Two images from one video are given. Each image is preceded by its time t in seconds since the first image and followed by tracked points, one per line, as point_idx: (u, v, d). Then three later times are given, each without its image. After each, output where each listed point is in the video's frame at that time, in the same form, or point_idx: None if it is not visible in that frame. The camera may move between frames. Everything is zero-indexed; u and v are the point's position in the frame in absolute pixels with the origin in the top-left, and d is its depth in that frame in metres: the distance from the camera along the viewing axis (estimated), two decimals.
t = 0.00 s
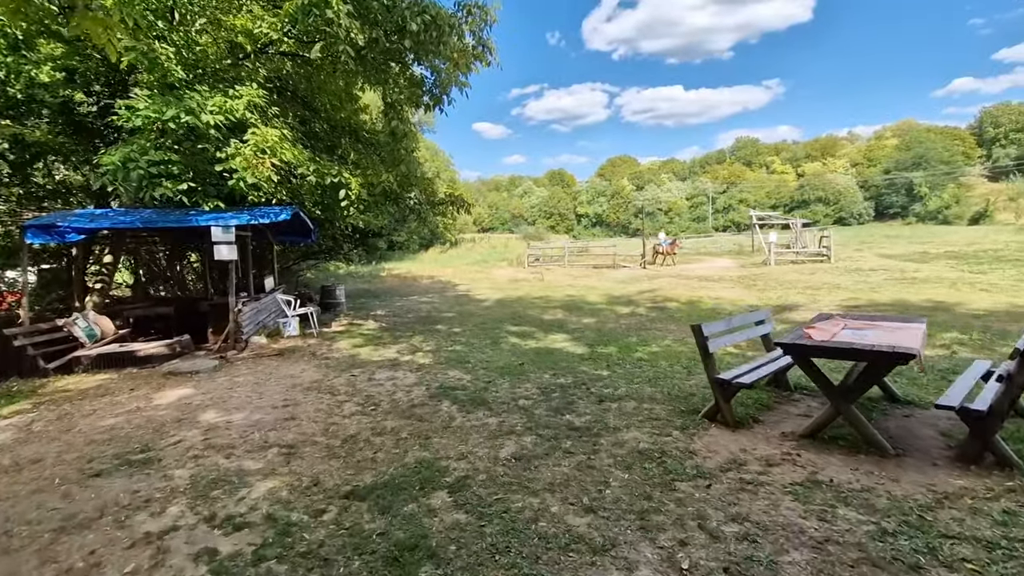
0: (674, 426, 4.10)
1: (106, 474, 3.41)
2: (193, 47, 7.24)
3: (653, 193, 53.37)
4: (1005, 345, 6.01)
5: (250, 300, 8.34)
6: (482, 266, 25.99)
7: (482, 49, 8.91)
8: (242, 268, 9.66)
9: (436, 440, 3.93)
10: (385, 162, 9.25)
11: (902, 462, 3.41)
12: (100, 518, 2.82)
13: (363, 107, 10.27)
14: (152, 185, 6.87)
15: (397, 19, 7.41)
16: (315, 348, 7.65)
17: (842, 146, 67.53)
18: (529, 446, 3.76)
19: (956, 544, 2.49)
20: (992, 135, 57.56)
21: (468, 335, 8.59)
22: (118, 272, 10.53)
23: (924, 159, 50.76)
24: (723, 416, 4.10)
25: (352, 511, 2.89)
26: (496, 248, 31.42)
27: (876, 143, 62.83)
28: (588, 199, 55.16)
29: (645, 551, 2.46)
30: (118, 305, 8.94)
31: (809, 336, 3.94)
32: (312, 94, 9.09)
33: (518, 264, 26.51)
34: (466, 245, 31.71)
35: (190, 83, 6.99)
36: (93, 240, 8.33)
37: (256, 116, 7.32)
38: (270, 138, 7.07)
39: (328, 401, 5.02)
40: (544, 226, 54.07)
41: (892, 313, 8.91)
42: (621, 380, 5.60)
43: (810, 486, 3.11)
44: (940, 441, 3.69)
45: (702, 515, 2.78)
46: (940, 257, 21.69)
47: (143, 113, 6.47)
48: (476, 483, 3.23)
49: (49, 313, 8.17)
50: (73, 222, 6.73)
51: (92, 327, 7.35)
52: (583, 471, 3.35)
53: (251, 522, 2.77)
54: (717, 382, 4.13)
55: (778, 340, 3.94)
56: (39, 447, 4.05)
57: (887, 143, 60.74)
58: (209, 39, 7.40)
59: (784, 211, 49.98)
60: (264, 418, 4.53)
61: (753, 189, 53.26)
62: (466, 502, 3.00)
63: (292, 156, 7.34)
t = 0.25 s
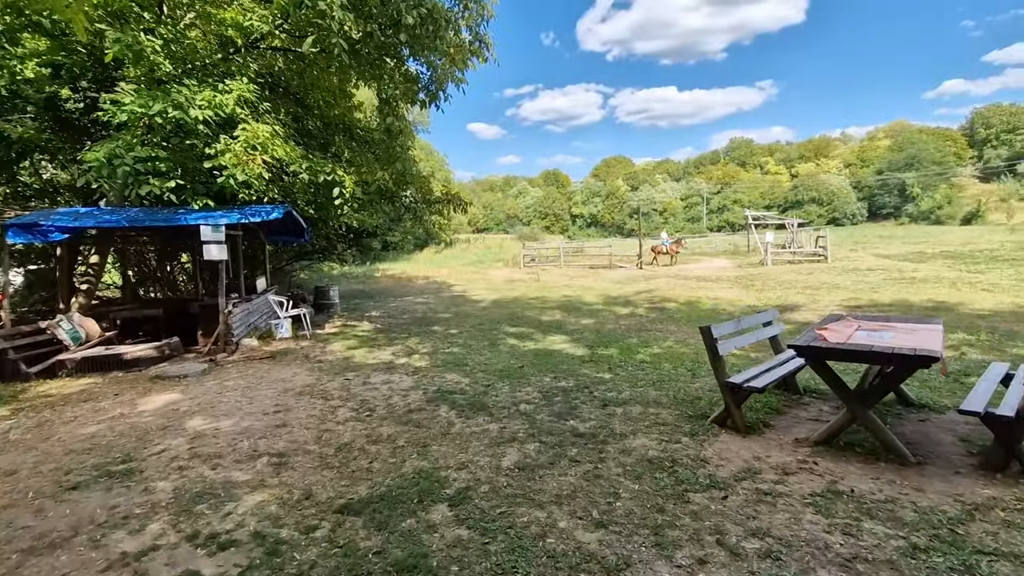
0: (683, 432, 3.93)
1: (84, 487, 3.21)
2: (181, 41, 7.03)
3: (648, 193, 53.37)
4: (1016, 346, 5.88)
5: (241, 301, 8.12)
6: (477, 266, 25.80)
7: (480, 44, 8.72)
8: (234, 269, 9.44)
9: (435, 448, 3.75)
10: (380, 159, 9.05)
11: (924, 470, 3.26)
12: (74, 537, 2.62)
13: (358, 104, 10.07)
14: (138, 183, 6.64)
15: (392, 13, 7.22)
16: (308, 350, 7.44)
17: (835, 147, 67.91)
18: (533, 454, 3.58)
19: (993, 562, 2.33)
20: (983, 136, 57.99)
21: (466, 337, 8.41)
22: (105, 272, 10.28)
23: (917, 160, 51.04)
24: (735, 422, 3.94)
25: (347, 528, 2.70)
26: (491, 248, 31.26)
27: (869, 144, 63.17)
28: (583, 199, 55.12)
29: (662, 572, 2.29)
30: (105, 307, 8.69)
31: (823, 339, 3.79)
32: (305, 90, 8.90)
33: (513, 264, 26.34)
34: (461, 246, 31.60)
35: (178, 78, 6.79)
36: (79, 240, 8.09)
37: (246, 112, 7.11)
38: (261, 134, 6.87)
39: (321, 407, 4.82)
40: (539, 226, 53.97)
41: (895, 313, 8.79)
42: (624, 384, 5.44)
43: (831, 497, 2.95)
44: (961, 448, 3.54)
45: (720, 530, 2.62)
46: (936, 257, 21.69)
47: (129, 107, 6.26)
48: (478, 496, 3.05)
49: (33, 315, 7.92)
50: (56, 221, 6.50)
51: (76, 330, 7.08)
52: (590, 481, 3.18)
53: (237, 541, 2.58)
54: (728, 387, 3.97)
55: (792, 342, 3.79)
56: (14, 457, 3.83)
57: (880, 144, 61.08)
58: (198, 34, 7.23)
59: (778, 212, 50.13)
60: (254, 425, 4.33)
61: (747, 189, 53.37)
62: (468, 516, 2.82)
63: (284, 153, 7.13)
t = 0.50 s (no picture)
0: (689, 442, 3.78)
1: (54, 505, 3.00)
2: (166, 35, 6.81)
3: (640, 194, 53.42)
4: (1020, 350, 5.79)
5: (229, 304, 7.89)
6: (470, 268, 25.61)
7: (474, 42, 8.55)
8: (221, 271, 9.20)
9: (430, 460, 3.57)
10: (373, 159, 8.85)
11: (942, 482, 3.13)
12: (39, 564, 2.41)
13: (349, 102, 9.87)
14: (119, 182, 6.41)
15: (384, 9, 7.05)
16: (298, 354, 7.23)
17: (825, 149, 68.38)
18: (533, 466, 3.41)
19: None
20: (970, 138, 58.66)
21: (460, 340, 8.23)
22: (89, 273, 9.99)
23: (906, 162, 51.49)
24: (742, 430, 3.80)
25: (337, 550, 2.52)
26: (484, 249, 31.08)
27: (859, 146, 63.67)
28: (576, 200, 55.08)
29: None
30: (88, 310, 8.43)
31: (834, 343, 3.64)
32: (295, 87, 8.69)
33: (507, 266, 26.17)
34: (453, 247, 31.42)
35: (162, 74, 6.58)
36: (60, 241, 7.83)
37: (233, 109, 6.91)
38: (248, 132, 6.66)
39: (311, 416, 4.62)
40: (531, 227, 53.86)
41: (894, 315, 8.71)
42: (624, 389, 5.29)
43: (849, 513, 2.80)
44: (977, 457, 3.42)
45: (736, 551, 2.46)
46: (928, 258, 21.76)
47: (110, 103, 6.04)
48: (477, 512, 2.88)
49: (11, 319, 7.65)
50: (34, 221, 6.25)
51: (55, 334, 6.94)
52: (595, 496, 3.01)
53: (218, 566, 2.39)
54: (734, 394, 3.83)
55: (802, 347, 3.63)
56: None
57: (869, 146, 61.60)
58: (184, 29, 7.04)
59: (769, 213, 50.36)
60: (240, 436, 4.12)
61: (739, 190, 53.59)
62: (467, 536, 2.64)
63: (273, 151, 6.93)
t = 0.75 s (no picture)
0: (692, 451, 3.63)
1: (13, 528, 2.76)
2: (144, 28, 6.54)
3: (628, 196, 53.58)
4: (1018, 352, 5.74)
5: (210, 307, 7.61)
6: (459, 269, 25.39)
7: (464, 38, 8.36)
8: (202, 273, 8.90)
9: (422, 473, 3.38)
10: (360, 157, 8.61)
11: (957, 492, 3.01)
12: None
13: (336, 100, 9.64)
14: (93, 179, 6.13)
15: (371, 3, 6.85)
16: (282, 359, 6.98)
17: (809, 152, 69.21)
18: (532, 480, 3.24)
19: None
20: (949, 142, 59.79)
21: (449, 343, 8.02)
22: (63, 274, 9.63)
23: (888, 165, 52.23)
24: (746, 438, 3.67)
25: None
26: (472, 250, 30.87)
27: (842, 149, 64.54)
28: (563, 201, 55.09)
29: None
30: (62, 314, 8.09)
31: (841, 348, 3.53)
32: (279, 83, 8.45)
33: (495, 267, 25.99)
34: (441, 248, 31.17)
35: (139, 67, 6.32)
36: (31, 241, 7.50)
37: (213, 105, 6.67)
38: (229, 128, 6.43)
39: (296, 425, 4.40)
40: (519, 228, 53.74)
41: (887, 317, 8.68)
42: (621, 394, 5.13)
43: (865, 527, 2.67)
44: (989, 465, 3.31)
45: (751, 571, 2.31)
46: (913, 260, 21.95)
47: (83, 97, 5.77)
48: (473, 531, 2.70)
49: None
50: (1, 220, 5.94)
51: (26, 340, 6.55)
52: (599, 512, 2.85)
53: None
54: (738, 400, 3.69)
55: (809, 353, 3.52)
56: None
57: (852, 149, 62.49)
58: (162, 22, 6.79)
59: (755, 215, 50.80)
60: (219, 448, 3.89)
61: (725, 192, 54.01)
62: (464, 558, 2.46)
63: (255, 149, 6.69)
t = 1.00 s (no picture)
0: (692, 455, 3.53)
1: None
2: (120, 19, 6.29)
3: (614, 196, 53.77)
4: (1010, 351, 5.74)
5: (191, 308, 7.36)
6: (446, 269, 25.21)
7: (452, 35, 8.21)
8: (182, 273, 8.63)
9: (414, 482, 3.23)
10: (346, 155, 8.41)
11: (965, 496, 2.94)
12: None
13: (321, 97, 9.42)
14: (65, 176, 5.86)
15: None
16: (265, 362, 6.76)
17: (792, 154, 70.12)
18: (529, 488, 3.10)
19: None
20: (927, 145, 61.02)
21: (438, 345, 7.86)
22: (36, 275, 9.27)
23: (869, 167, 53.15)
24: (747, 440, 3.58)
25: None
26: (459, 251, 30.66)
27: (824, 151, 65.51)
28: (550, 202, 55.10)
29: None
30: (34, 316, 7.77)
31: (844, 348, 3.45)
32: (262, 78, 8.24)
33: (483, 267, 25.84)
34: (428, 249, 30.92)
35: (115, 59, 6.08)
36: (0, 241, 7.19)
37: (193, 99, 6.44)
38: (210, 123, 6.21)
39: (280, 431, 4.21)
40: (506, 229, 53.63)
41: (876, 316, 8.71)
42: (616, 396, 5.02)
43: (876, 534, 2.58)
44: (994, 468, 3.25)
45: None
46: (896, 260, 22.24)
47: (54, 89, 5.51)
48: (469, 543, 2.56)
49: None
50: None
51: None
52: (600, 521, 2.72)
53: None
54: (739, 402, 3.60)
55: (811, 354, 3.43)
56: None
57: (833, 152, 63.47)
58: (139, 12, 6.54)
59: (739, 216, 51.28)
60: (198, 457, 3.70)
61: (710, 194, 54.46)
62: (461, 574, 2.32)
63: (237, 145, 6.48)
